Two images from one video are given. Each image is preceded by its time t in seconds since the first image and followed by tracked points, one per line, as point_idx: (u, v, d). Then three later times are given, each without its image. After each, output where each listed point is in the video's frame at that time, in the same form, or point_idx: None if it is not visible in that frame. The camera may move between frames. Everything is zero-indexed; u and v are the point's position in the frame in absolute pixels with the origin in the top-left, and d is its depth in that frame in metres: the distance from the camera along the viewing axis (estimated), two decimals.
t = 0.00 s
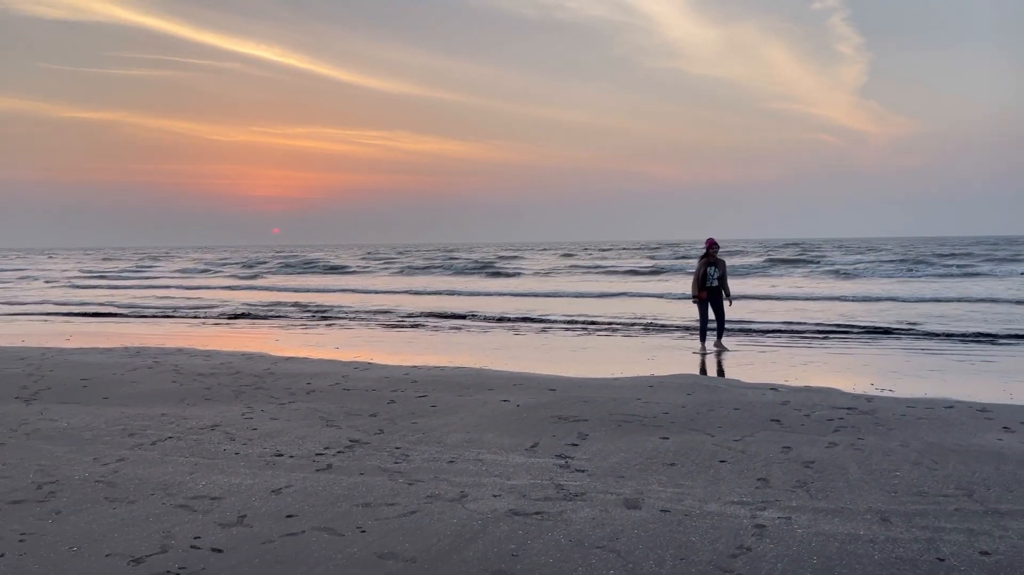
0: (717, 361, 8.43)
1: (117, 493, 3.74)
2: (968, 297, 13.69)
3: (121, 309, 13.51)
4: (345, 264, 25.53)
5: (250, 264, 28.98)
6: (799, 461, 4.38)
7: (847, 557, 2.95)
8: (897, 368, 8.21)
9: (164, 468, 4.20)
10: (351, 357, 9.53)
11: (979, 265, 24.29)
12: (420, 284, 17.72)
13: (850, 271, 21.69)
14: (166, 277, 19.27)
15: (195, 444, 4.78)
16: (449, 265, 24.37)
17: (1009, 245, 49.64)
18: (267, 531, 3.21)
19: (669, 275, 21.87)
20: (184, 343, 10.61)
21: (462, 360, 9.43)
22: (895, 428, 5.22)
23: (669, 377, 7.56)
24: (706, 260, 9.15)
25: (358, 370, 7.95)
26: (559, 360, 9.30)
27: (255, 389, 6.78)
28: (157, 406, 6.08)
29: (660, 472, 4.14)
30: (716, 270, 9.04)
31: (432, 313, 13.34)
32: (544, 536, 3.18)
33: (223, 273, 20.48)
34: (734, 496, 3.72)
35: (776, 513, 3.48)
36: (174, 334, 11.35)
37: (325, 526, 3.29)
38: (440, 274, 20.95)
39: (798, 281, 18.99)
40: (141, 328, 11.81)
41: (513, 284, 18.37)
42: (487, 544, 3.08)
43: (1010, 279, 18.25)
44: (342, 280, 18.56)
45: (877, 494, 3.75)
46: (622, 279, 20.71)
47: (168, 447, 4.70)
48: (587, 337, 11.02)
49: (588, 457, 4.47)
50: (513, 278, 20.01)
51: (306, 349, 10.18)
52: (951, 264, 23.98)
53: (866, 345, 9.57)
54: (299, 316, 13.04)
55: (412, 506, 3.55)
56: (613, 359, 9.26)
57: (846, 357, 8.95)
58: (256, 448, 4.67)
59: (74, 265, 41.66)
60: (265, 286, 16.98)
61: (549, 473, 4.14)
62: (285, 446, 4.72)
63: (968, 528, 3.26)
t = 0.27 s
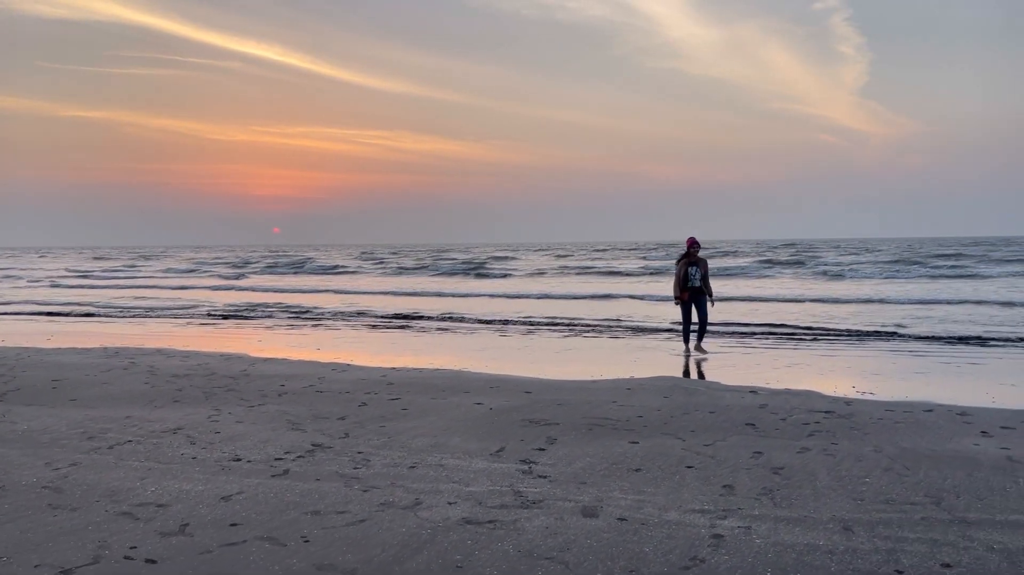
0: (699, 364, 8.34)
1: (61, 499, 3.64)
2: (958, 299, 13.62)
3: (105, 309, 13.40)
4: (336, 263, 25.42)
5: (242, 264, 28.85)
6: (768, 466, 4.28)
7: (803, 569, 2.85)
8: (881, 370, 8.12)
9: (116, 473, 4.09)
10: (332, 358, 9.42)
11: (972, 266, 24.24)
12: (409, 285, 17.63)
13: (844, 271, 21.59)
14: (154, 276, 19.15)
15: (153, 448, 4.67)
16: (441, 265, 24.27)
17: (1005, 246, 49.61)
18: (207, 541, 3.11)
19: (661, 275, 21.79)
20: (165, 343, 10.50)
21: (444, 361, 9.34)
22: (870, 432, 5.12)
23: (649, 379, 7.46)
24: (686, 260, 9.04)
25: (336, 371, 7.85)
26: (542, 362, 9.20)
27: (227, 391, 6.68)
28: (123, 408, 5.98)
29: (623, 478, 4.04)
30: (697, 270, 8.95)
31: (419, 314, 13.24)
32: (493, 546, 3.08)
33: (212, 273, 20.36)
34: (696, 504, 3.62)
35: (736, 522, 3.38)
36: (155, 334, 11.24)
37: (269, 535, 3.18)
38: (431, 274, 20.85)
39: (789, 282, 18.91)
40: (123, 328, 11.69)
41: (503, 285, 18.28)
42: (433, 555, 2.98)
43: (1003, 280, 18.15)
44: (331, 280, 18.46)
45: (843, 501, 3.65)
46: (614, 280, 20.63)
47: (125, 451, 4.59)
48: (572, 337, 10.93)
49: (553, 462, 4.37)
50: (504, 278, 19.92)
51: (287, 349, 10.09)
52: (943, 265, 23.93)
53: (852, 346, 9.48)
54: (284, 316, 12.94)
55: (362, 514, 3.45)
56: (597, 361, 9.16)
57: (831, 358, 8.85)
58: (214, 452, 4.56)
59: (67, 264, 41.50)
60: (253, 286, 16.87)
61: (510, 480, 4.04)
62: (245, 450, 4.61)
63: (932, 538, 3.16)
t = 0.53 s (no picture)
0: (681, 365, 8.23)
1: None
2: (946, 300, 13.52)
3: (87, 307, 13.26)
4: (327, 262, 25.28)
5: (232, 262, 28.69)
6: (736, 471, 4.16)
7: None
8: (865, 371, 8.01)
9: (63, 477, 3.96)
10: (312, 357, 9.30)
11: (964, 267, 24.19)
12: (397, 284, 17.50)
13: (836, 272, 21.50)
14: (141, 275, 18.99)
15: (107, 451, 4.54)
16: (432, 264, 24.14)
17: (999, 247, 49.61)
18: (142, 549, 2.99)
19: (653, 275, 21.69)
20: (144, 342, 10.36)
21: (424, 361, 9.21)
22: (846, 435, 5.01)
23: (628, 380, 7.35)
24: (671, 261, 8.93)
25: (312, 371, 7.73)
26: (524, 362, 9.07)
27: (196, 391, 6.55)
28: (87, 408, 5.85)
29: (586, 483, 3.92)
30: (682, 272, 8.85)
31: (404, 313, 13.11)
32: (438, 556, 2.96)
33: (200, 271, 20.20)
34: (657, 511, 3.50)
35: (694, 530, 3.26)
36: (135, 332, 11.10)
37: (207, 543, 3.06)
38: (421, 273, 20.73)
39: (780, 283, 18.82)
40: (103, 326, 11.55)
41: (492, 285, 18.15)
42: (374, 565, 2.86)
43: (994, 282, 18.07)
44: (319, 279, 18.33)
45: (809, 508, 3.53)
46: (604, 280, 20.52)
47: (78, 453, 4.46)
48: (556, 337, 10.81)
49: (516, 467, 4.25)
50: (494, 278, 19.80)
51: (267, 349, 9.96)
52: (935, 265, 23.87)
53: (838, 347, 9.37)
54: (268, 315, 12.80)
55: (308, 521, 3.32)
56: (579, 361, 9.04)
57: (815, 359, 8.74)
58: (169, 455, 4.44)
59: (58, 261, 41.29)
60: (239, 285, 16.73)
61: (469, 484, 3.91)
62: (201, 453, 4.49)
63: (896, 548, 3.05)
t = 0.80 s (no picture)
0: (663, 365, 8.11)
1: None
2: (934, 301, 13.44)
3: (68, 304, 13.11)
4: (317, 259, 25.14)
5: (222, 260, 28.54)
6: (701, 476, 4.05)
7: None
8: (847, 372, 7.91)
9: (7, 480, 3.84)
10: (290, 356, 9.18)
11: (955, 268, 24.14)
12: (384, 283, 17.38)
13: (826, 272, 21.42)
14: (127, 272, 18.83)
15: (59, 453, 4.43)
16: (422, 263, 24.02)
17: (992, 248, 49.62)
18: (71, 559, 2.88)
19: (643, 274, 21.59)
20: (122, 340, 10.23)
21: (404, 360, 9.10)
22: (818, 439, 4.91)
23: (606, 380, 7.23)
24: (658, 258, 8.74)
25: (286, 370, 7.61)
26: (504, 361, 8.96)
27: (164, 391, 6.43)
28: (49, 409, 5.72)
29: (545, 489, 3.81)
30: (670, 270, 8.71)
31: (388, 312, 12.98)
32: (378, 566, 2.85)
33: (187, 269, 20.06)
34: (613, 518, 3.39)
35: (649, 538, 3.15)
36: (114, 330, 10.96)
37: (140, 553, 2.94)
38: (410, 272, 20.60)
39: (769, 283, 18.73)
40: (82, 324, 11.41)
41: (480, 284, 18.04)
42: None
43: (984, 283, 18.01)
44: (306, 277, 18.20)
45: (771, 516, 3.42)
46: (594, 279, 20.43)
47: (28, 456, 4.34)
48: (539, 337, 10.69)
49: (476, 471, 4.13)
50: (483, 277, 19.69)
51: (246, 347, 9.84)
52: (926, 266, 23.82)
53: (822, 348, 9.27)
54: (250, 313, 12.66)
55: (250, 528, 3.21)
56: (559, 361, 8.93)
57: (798, 360, 8.64)
58: (122, 458, 4.32)
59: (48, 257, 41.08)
60: (224, 283, 16.59)
61: (424, 489, 3.80)
62: (154, 455, 4.36)
63: (855, 558, 2.94)
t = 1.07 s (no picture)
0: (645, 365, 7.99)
1: None
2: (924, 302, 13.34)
3: (53, 301, 13.01)
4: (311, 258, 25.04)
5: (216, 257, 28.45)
6: (665, 481, 3.94)
7: None
8: (830, 374, 7.80)
9: None
10: (269, 354, 9.06)
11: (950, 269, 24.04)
12: (375, 282, 17.28)
13: (820, 273, 21.29)
14: (117, 270, 18.74)
15: (10, 453, 4.32)
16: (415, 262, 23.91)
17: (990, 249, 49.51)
18: None
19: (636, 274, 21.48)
20: (103, 336, 10.13)
21: (385, 358, 8.99)
22: (791, 442, 4.80)
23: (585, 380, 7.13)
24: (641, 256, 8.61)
25: (261, 369, 7.51)
26: (486, 360, 8.85)
27: (133, 389, 6.32)
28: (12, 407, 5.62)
29: (502, 493, 3.69)
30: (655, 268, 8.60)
31: (375, 311, 12.88)
32: None
33: (177, 266, 19.93)
34: (567, 525, 3.28)
35: (599, 547, 3.04)
36: (96, 327, 10.86)
37: (67, 559, 2.83)
38: (401, 270, 20.51)
39: (762, 284, 18.64)
40: (65, 321, 11.31)
41: (471, 283, 17.94)
42: None
43: (977, 285, 17.89)
44: (297, 276, 18.10)
45: (730, 524, 3.31)
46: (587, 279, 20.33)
47: None
48: (524, 336, 10.58)
49: (435, 474, 4.02)
50: (475, 276, 19.58)
51: (226, 345, 9.74)
52: (921, 267, 23.72)
53: (808, 349, 9.17)
54: (235, 311, 12.56)
55: (188, 534, 3.10)
56: (542, 360, 8.82)
57: (782, 361, 8.53)
58: (73, 459, 4.21)
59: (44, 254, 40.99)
60: (213, 281, 16.49)
61: (377, 494, 3.69)
62: (107, 456, 4.25)
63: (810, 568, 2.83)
